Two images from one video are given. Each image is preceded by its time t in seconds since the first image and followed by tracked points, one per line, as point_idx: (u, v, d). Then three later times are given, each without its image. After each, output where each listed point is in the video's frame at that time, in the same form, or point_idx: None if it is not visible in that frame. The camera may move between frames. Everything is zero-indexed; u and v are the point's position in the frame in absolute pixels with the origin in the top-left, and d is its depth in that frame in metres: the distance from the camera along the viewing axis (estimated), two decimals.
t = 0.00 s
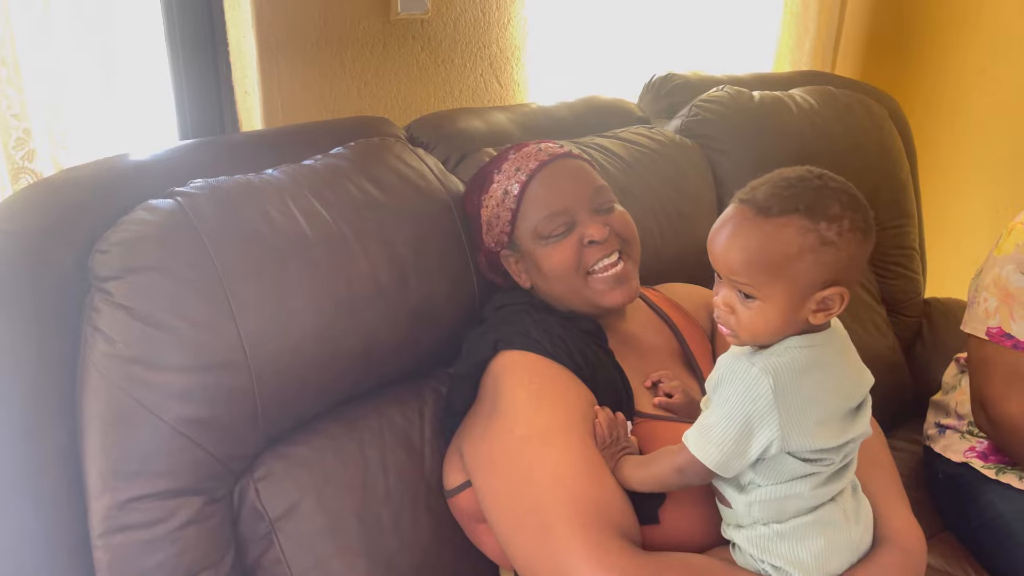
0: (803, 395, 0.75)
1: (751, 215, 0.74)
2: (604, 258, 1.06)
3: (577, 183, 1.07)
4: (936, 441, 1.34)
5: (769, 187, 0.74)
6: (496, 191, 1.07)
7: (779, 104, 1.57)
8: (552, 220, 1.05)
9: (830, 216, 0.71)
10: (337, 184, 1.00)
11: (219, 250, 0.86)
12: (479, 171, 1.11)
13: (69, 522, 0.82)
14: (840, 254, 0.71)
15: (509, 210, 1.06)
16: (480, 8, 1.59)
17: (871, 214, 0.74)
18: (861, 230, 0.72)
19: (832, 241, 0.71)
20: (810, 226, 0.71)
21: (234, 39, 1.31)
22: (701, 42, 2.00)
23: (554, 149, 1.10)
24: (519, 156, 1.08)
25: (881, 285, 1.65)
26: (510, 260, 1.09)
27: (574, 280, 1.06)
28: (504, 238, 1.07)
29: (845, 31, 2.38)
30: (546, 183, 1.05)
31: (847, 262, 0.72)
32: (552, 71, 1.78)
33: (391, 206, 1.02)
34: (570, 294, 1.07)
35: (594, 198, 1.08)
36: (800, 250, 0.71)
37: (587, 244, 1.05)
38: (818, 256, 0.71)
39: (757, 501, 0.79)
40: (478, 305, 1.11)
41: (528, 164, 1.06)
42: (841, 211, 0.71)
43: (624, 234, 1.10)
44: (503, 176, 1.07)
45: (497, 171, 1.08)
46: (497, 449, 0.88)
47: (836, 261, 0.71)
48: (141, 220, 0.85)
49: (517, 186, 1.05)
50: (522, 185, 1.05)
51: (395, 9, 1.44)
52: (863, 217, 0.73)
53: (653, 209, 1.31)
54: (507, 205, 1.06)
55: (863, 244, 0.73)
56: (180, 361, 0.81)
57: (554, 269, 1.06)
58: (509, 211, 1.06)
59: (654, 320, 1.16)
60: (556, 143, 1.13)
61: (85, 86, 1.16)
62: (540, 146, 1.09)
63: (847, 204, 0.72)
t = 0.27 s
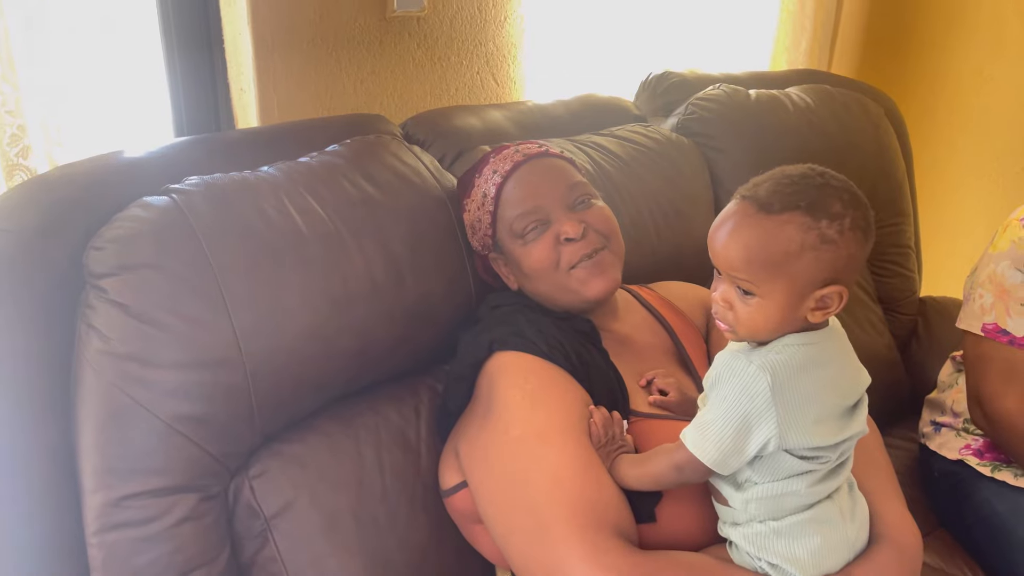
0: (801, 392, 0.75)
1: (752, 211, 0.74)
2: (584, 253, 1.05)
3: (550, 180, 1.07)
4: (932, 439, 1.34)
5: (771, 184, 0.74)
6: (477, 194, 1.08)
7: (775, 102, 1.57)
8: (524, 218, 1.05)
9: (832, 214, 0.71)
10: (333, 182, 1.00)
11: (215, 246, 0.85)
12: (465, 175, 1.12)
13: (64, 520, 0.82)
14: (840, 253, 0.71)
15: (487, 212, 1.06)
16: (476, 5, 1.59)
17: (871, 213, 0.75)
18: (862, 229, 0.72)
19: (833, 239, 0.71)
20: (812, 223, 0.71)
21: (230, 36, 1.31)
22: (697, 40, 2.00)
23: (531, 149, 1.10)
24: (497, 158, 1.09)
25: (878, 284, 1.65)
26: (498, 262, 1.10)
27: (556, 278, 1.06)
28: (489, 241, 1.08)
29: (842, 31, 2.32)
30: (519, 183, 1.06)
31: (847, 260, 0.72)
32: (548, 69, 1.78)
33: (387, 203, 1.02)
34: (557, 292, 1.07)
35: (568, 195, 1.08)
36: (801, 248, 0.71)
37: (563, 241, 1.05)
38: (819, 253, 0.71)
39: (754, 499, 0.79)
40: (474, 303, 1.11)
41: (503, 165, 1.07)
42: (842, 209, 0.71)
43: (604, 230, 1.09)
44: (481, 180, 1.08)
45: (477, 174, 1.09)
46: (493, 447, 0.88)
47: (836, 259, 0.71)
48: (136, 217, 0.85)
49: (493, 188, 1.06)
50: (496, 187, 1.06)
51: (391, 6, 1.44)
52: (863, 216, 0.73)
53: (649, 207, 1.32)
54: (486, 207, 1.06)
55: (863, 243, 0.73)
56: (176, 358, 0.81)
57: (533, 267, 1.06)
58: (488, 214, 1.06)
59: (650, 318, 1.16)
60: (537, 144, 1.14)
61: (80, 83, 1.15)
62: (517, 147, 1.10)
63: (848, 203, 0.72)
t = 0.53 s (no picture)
0: (798, 391, 0.74)
1: (753, 209, 0.73)
2: (580, 250, 1.05)
3: (548, 177, 1.07)
4: (930, 437, 1.35)
5: (773, 182, 0.74)
6: (475, 191, 1.07)
7: (773, 99, 1.56)
8: (522, 215, 1.05)
9: (833, 215, 0.71)
10: (329, 179, 1.00)
11: (211, 244, 0.85)
12: (462, 171, 1.12)
13: (60, 518, 0.81)
14: (840, 254, 0.71)
15: (485, 209, 1.06)
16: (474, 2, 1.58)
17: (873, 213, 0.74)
18: (863, 230, 0.72)
19: (833, 240, 0.71)
20: (812, 224, 0.71)
21: (226, 32, 1.30)
22: (696, 37, 1.99)
23: (530, 145, 1.10)
24: (495, 155, 1.08)
25: (875, 281, 1.65)
26: (496, 259, 1.10)
27: (551, 273, 1.06)
28: (486, 238, 1.08)
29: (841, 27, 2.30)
30: (518, 179, 1.06)
31: (847, 261, 0.72)
32: (546, 66, 1.77)
33: (385, 201, 1.02)
34: (552, 289, 1.07)
35: (566, 192, 1.08)
36: (801, 247, 0.71)
37: (560, 237, 1.05)
38: (818, 254, 0.71)
39: (750, 497, 0.79)
40: (472, 301, 1.11)
41: (502, 162, 1.07)
42: (843, 210, 0.71)
43: (601, 227, 1.09)
44: (479, 176, 1.08)
45: (476, 170, 1.09)
46: (490, 445, 0.88)
47: (836, 260, 0.71)
48: (131, 214, 0.84)
49: (491, 184, 1.06)
50: (494, 183, 1.05)
51: (388, 2, 1.44)
52: (865, 217, 0.72)
53: (647, 204, 1.31)
54: (484, 204, 1.06)
55: (863, 244, 0.72)
56: (172, 356, 0.80)
57: (530, 263, 1.06)
58: (486, 210, 1.06)
59: (647, 316, 1.16)
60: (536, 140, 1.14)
61: (75, 79, 1.14)
62: (515, 144, 1.10)
63: (850, 204, 0.72)
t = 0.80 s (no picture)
0: (795, 387, 0.74)
1: (746, 209, 0.73)
2: (579, 244, 1.05)
3: (546, 171, 1.06)
4: (928, 434, 1.34)
5: (766, 181, 0.73)
6: (473, 186, 1.07)
7: (771, 95, 1.56)
8: (520, 208, 1.05)
9: (827, 214, 0.70)
10: (324, 175, 0.99)
11: (205, 240, 0.84)
12: (460, 166, 1.12)
13: (52, 516, 0.81)
14: (834, 252, 0.71)
15: (482, 203, 1.05)
16: None
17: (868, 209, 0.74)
18: (857, 228, 0.71)
19: (827, 239, 0.70)
20: (806, 222, 0.70)
21: (221, 28, 1.30)
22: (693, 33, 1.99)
23: (528, 140, 1.09)
24: (493, 149, 1.08)
25: (873, 278, 1.65)
26: (493, 255, 1.09)
27: (550, 268, 1.05)
28: (483, 233, 1.07)
29: (838, 25, 2.35)
30: (515, 173, 1.05)
31: (841, 260, 0.71)
32: (542, 62, 1.77)
33: (380, 196, 1.01)
34: (550, 284, 1.06)
35: (564, 185, 1.07)
36: (795, 247, 0.70)
37: (558, 231, 1.04)
38: (812, 253, 0.70)
39: (747, 494, 0.78)
40: (467, 297, 1.10)
41: (499, 156, 1.06)
42: (837, 208, 0.70)
43: (600, 222, 1.08)
44: (476, 170, 1.07)
45: (473, 165, 1.08)
46: (486, 443, 0.87)
47: (830, 259, 0.71)
48: (124, 210, 0.83)
49: (488, 178, 1.05)
50: (492, 177, 1.05)
51: None
52: (859, 214, 0.72)
53: (644, 200, 1.31)
54: (482, 197, 1.06)
55: (858, 241, 0.72)
56: (165, 353, 0.79)
57: (528, 257, 1.05)
58: (483, 204, 1.06)
59: (644, 313, 1.15)
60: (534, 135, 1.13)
61: (69, 74, 1.14)
62: (513, 138, 1.09)
63: (844, 201, 0.71)
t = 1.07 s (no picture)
0: (789, 386, 0.74)
1: (739, 207, 0.73)
2: (576, 239, 1.04)
3: (544, 166, 1.06)
4: (925, 431, 1.34)
5: (759, 178, 0.73)
6: (470, 181, 1.06)
7: (768, 92, 1.55)
8: (517, 202, 1.04)
9: (820, 211, 0.70)
10: (319, 173, 0.99)
11: (197, 238, 0.84)
12: (456, 162, 1.11)
13: (45, 516, 0.80)
14: (828, 249, 0.70)
15: (480, 197, 1.05)
16: None
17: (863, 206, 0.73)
18: (852, 225, 0.71)
19: (821, 236, 0.70)
20: (799, 220, 0.70)
21: (215, 27, 1.29)
22: (691, 30, 1.98)
23: (525, 135, 1.09)
24: (490, 144, 1.07)
25: (871, 274, 1.64)
26: (489, 250, 1.09)
27: (547, 264, 1.04)
28: (480, 228, 1.07)
29: (836, 23, 2.38)
30: (513, 167, 1.05)
31: (835, 257, 0.71)
32: (539, 59, 1.76)
33: (374, 194, 1.01)
34: (548, 281, 1.06)
35: (562, 180, 1.07)
36: (788, 244, 0.70)
37: (556, 225, 1.04)
38: (806, 251, 0.70)
39: (742, 493, 0.78)
40: (463, 295, 1.10)
41: (497, 151, 1.06)
42: (831, 206, 0.70)
43: (598, 218, 1.07)
44: (473, 165, 1.07)
45: (470, 161, 1.08)
46: (481, 442, 0.87)
47: (824, 256, 0.70)
48: (116, 209, 0.83)
49: (485, 172, 1.05)
50: (488, 172, 1.04)
51: None
52: (854, 211, 0.71)
53: (641, 198, 1.30)
54: (479, 191, 1.05)
55: (853, 239, 0.71)
56: (158, 352, 0.79)
57: (526, 252, 1.04)
58: (480, 199, 1.05)
59: (639, 311, 1.15)
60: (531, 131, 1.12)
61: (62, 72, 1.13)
62: (510, 134, 1.09)
63: (838, 198, 0.71)
